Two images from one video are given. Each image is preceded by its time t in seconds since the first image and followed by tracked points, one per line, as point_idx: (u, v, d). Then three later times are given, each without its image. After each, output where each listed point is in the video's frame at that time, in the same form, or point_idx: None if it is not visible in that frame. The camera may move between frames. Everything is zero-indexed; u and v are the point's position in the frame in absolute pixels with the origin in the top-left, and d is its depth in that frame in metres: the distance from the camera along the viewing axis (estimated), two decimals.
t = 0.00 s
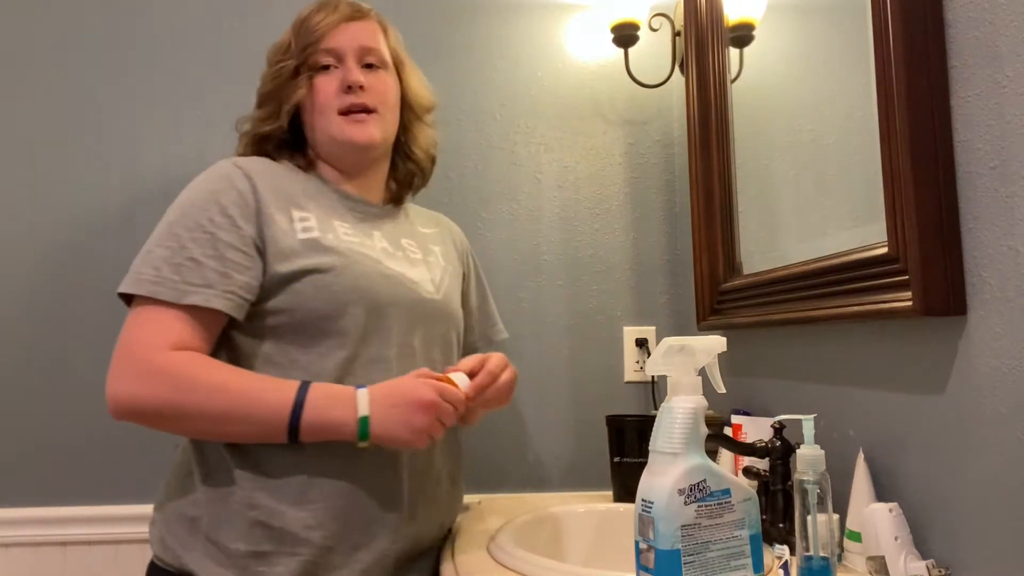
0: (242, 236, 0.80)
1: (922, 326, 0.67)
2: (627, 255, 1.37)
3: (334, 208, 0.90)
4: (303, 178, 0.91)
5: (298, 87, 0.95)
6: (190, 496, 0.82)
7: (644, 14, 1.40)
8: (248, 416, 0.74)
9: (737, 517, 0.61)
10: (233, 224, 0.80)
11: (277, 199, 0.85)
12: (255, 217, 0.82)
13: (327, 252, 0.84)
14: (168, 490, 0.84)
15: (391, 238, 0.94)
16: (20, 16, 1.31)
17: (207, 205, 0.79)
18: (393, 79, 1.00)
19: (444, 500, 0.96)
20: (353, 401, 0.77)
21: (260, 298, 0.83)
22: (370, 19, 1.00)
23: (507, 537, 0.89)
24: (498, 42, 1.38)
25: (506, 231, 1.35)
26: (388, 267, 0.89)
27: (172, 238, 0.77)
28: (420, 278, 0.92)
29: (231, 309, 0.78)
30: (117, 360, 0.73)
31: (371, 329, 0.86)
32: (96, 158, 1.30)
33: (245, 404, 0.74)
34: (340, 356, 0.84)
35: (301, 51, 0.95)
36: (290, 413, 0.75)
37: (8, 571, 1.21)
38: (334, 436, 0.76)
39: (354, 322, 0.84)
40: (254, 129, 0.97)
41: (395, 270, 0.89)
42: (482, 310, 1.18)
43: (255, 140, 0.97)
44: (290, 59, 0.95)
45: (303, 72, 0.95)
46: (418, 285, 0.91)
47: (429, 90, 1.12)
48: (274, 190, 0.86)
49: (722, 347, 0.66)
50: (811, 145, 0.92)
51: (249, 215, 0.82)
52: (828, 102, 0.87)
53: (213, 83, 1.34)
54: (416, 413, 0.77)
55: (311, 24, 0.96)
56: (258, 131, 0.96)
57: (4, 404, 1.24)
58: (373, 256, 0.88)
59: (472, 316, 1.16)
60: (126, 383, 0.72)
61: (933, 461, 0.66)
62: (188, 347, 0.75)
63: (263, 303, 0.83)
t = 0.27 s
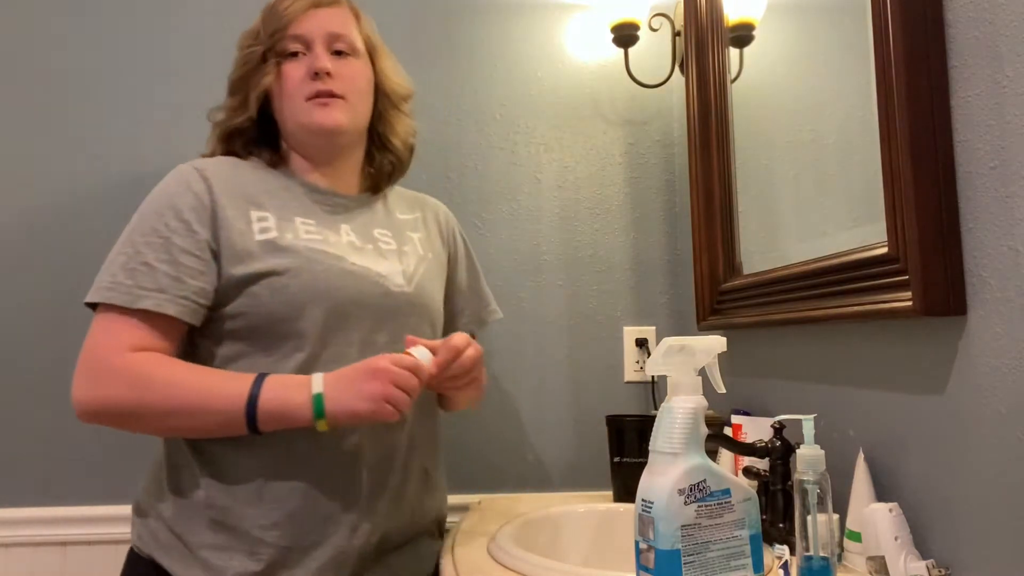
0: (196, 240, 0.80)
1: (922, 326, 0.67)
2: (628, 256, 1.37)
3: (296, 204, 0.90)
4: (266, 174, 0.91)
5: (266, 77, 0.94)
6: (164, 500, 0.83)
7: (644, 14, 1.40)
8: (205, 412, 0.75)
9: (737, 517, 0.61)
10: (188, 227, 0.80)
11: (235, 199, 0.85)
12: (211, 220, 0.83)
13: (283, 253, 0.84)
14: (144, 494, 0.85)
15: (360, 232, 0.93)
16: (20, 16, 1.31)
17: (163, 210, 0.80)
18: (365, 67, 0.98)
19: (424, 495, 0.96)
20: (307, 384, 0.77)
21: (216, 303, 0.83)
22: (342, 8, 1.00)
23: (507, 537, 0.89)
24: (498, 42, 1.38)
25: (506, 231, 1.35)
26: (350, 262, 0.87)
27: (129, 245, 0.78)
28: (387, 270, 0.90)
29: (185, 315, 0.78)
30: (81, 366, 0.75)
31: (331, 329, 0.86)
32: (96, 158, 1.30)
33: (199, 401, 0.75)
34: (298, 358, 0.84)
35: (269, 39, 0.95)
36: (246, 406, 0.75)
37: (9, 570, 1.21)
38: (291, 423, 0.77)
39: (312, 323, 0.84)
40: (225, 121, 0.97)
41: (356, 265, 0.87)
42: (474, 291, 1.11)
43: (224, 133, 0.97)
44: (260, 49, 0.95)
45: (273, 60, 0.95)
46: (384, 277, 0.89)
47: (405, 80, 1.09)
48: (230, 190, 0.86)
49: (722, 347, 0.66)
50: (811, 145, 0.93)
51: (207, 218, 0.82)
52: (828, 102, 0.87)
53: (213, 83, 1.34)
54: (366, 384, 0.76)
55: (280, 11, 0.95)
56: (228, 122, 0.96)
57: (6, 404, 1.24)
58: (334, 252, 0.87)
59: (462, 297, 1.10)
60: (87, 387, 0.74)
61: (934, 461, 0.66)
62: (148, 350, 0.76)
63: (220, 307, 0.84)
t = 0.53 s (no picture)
0: (142, 257, 0.79)
1: (922, 326, 0.67)
2: (628, 256, 1.37)
3: (240, 211, 0.86)
4: (214, 181, 0.88)
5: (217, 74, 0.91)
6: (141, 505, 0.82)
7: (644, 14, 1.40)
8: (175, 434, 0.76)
9: (737, 517, 0.61)
10: (138, 245, 0.79)
11: (180, 210, 0.83)
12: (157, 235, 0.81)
13: (226, 267, 0.81)
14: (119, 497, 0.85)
15: (313, 234, 0.89)
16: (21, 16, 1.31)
17: (111, 229, 0.79)
18: (323, 64, 0.94)
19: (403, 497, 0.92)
20: (286, 402, 0.77)
21: (167, 320, 0.82)
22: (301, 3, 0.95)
23: (507, 537, 0.89)
24: (498, 42, 1.38)
25: (506, 231, 1.35)
26: (296, 270, 0.83)
27: (80, 263, 0.77)
28: (339, 273, 0.86)
29: (131, 334, 0.77)
30: (50, 388, 0.76)
31: (276, 341, 0.82)
32: (97, 159, 1.30)
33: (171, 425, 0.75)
34: (248, 368, 0.81)
35: (223, 36, 0.91)
36: (223, 426, 0.76)
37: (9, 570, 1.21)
38: (267, 440, 0.78)
39: (256, 336, 0.81)
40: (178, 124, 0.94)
41: (302, 273, 0.84)
42: (447, 282, 1.04)
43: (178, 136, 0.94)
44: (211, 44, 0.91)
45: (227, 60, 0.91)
46: (333, 282, 0.85)
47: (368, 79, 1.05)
48: (179, 202, 0.83)
49: (722, 347, 0.66)
50: (811, 145, 0.93)
51: (154, 234, 0.80)
52: (828, 103, 0.87)
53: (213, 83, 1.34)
54: (337, 416, 0.77)
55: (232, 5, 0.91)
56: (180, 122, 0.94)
57: (7, 404, 1.25)
58: (279, 261, 0.83)
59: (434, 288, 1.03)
60: (59, 413, 0.75)
61: (933, 461, 0.66)
62: (100, 371, 0.75)
63: (171, 324, 0.82)
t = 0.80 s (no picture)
0: (82, 260, 0.80)
1: (922, 326, 0.67)
2: (627, 256, 1.37)
3: (184, 212, 0.87)
4: (161, 183, 0.89)
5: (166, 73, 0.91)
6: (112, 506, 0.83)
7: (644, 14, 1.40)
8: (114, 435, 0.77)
9: (737, 517, 0.61)
10: (78, 249, 0.80)
11: (119, 214, 0.83)
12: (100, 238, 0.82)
13: (169, 267, 0.82)
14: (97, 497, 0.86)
15: (263, 233, 0.90)
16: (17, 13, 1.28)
17: (51, 234, 0.80)
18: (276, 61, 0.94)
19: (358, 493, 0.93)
20: (212, 420, 0.77)
21: (113, 322, 0.84)
22: None
23: (506, 537, 0.89)
24: (498, 42, 1.38)
25: (506, 231, 1.35)
26: (243, 269, 0.84)
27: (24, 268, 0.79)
28: (288, 272, 0.87)
29: (75, 337, 0.79)
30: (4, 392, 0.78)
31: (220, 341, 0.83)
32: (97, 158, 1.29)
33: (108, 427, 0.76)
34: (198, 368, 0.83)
35: (175, 29, 0.91)
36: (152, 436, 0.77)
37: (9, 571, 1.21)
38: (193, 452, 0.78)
39: (198, 336, 0.82)
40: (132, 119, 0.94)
41: (249, 272, 0.84)
42: (413, 273, 1.03)
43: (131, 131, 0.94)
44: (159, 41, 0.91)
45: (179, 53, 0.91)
46: (281, 281, 0.85)
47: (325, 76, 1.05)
48: (118, 204, 0.84)
49: (722, 347, 0.66)
50: (811, 145, 0.93)
51: (95, 236, 0.82)
52: (829, 103, 0.87)
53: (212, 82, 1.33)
54: (265, 448, 0.77)
55: None
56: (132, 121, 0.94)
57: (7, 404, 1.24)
58: (224, 260, 0.84)
59: (399, 278, 1.02)
60: (10, 414, 0.77)
61: (933, 461, 0.66)
62: (46, 374, 0.78)
63: (118, 326, 0.84)
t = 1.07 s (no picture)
0: (35, 280, 0.85)
1: (922, 326, 0.67)
2: (627, 256, 1.37)
3: (136, 225, 0.90)
4: (113, 197, 0.93)
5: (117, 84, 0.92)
6: (86, 509, 0.88)
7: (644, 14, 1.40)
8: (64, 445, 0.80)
9: (737, 517, 0.61)
10: (30, 270, 0.85)
11: (70, 232, 0.87)
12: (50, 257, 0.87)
13: (120, 283, 0.86)
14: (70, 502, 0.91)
15: (217, 240, 0.92)
16: (19, 14, 1.28)
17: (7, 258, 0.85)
18: (229, 69, 0.94)
19: (319, 491, 0.97)
20: (161, 432, 0.80)
21: (73, 336, 0.88)
22: None
23: (506, 537, 0.89)
24: (498, 42, 1.38)
25: (506, 231, 1.35)
26: (194, 278, 0.87)
27: None
28: (241, 277, 0.89)
29: (32, 354, 0.84)
30: None
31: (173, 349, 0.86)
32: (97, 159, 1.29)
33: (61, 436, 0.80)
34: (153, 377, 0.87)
35: (126, 34, 0.91)
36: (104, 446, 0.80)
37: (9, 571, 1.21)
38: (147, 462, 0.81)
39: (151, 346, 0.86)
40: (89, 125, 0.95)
41: (202, 281, 0.87)
42: (379, 260, 1.03)
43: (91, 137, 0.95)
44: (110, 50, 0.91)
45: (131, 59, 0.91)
46: (233, 288, 0.88)
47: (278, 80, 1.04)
48: (67, 221, 0.88)
49: (722, 347, 0.66)
50: (810, 146, 0.93)
51: (47, 257, 0.86)
52: (829, 103, 0.87)
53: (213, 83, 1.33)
54: (210, 459, 0.80)
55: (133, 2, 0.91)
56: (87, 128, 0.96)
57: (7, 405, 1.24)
58: (176, 271, 0.87)
59: (364, 268, 1.02)
60: None
61: (932, 461, 0.66)
62: (4, 391, 0.83)
63: (78, 340, 0.89)
